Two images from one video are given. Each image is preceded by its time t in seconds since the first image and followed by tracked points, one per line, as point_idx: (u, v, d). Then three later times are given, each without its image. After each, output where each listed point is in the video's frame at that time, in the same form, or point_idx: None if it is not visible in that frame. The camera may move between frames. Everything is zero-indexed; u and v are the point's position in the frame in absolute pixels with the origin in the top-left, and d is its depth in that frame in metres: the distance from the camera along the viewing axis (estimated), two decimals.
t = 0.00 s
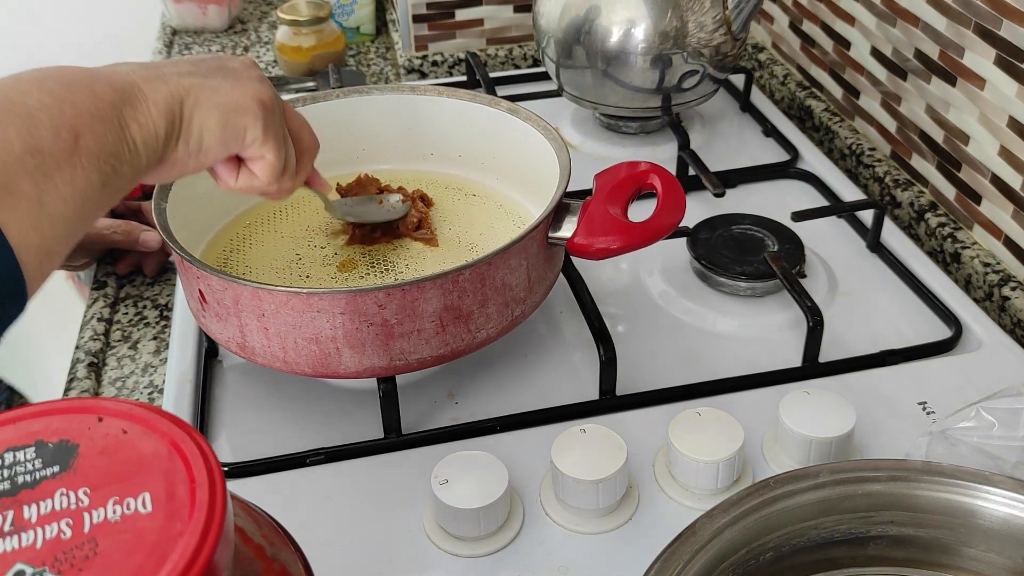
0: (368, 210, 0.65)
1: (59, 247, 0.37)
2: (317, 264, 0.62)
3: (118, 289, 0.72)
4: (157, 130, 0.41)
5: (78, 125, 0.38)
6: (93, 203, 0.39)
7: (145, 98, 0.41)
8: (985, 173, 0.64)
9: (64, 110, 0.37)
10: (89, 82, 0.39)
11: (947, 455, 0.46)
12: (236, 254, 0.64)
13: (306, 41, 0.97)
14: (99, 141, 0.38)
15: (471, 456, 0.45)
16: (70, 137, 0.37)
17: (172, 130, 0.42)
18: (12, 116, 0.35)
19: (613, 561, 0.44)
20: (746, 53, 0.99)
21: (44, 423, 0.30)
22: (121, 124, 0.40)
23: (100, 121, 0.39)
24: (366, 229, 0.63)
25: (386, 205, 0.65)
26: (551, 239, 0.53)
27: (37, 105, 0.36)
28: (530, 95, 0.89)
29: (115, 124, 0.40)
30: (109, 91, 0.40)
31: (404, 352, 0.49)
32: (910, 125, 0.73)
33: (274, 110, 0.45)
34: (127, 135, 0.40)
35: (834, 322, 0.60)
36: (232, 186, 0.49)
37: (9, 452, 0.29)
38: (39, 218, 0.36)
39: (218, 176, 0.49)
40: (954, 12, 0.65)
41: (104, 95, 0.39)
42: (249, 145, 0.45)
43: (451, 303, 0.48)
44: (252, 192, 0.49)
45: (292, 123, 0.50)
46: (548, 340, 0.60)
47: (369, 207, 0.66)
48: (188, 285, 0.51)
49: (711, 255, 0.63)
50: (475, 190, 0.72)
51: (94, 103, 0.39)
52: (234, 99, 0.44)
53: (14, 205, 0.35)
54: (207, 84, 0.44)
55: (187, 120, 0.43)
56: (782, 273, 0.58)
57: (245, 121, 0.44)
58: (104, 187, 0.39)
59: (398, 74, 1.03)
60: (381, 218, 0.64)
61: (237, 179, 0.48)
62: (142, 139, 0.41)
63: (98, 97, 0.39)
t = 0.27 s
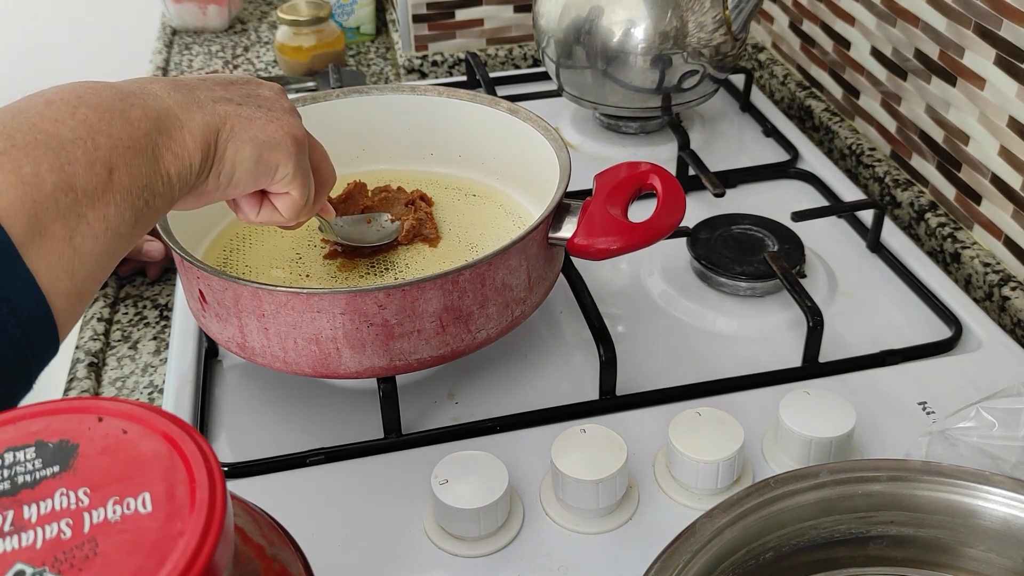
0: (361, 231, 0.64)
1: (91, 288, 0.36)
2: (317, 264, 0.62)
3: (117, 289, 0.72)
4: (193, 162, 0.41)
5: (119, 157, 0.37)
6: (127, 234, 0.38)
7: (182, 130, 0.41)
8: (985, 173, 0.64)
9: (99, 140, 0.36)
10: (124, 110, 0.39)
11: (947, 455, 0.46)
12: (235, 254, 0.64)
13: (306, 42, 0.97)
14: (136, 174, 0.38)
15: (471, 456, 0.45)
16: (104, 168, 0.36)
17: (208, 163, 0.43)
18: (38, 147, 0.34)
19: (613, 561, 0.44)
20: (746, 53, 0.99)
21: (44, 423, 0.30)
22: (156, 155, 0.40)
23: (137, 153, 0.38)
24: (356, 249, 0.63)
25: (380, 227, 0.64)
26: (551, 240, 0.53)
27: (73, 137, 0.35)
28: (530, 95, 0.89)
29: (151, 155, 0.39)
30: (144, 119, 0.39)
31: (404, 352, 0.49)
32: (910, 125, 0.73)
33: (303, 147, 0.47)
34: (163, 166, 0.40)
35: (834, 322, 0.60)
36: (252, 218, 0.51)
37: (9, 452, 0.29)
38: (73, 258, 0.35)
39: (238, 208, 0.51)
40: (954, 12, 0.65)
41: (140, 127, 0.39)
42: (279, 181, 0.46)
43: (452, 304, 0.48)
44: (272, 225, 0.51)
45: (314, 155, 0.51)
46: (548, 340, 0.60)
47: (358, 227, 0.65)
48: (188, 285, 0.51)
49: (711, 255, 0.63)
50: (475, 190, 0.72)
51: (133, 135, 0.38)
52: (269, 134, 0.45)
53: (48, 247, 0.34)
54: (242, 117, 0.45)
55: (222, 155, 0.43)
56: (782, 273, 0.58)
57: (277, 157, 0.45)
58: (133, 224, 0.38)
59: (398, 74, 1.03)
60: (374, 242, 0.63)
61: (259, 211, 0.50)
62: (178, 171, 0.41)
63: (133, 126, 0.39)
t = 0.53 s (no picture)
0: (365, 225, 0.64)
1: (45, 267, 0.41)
2: (317, 264, 0.62)
3: (118, 288, 0.72)
4: (144, 164, 0.44)
5: (69, 156, 0.41)
6: (81, 231, 0.42)
7: (136, 134, 0.44)
8: (985, 173, 0.64)
9: (60, 141, 0.41)
10: (88, 113, 0.42)
11: (947, 455, 0.46)
12: (235, 254, 0.64)
13: (306, 41, 0.97)
14: (84, 172, 0.41)
15: (471, 456, 0.45)
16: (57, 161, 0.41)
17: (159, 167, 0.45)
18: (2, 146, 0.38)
19: (613, 561, 0.44)
20: (746, 53, 0.99)
21: (44, 422, 0.30)
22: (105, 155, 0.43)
23: (91, 151, 0.42)
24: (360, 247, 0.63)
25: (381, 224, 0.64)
26: (551, 240, 0.53)
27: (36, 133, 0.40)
28: (530, 95, 0.89)
29: (101, 155, 0.42)
30: (100, 121, 0.43)
31: (404, 352, 0.49)
32: (910, 125, 0.73)
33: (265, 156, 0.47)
34: (112, 166, 0.43)
35: (834, 322, 0.60)
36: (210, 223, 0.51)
37: (9, 452, 0.29)
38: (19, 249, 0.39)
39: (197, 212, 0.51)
40: (954, 12, 0.65)
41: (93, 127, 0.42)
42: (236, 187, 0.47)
43: (452, 304, 0.48)
44: (230, 230, 0.51)
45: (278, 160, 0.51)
46: (549, 341, 0.60)
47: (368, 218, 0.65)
48: (188, 285, 0.51)
49: (711, 255, 0.63)
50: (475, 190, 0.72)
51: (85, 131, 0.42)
52: (225, 140, 0.46)
53: None
54: (201, 127, 0.46)
55: (176, 158, 0.45)
56: (782, 273, 0.58)
57: (233, 163, 0.46)
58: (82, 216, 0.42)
59: (398, 74, 1.03)
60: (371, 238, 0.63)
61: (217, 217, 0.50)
62: (127, 172, 0.43)
63: (89, 130, 0.42)
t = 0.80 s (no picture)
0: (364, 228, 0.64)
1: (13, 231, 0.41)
2: (317, 264, 0.62)
3: (118, 288, 0.72)
4: (118, 142, 0.41)
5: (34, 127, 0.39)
6: (30, 204, 0.40)
7: (113, 111, 0.42)
8: (985, 173, 0.64)
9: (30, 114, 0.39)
10: (60, 87, 0.40)
11: (947, 455, 0.46)
12: (235, 254, 0.64)
13: (305, 41, 0.97)
14: (48, 141, 0.39)
15: (471, 456, 0.45)
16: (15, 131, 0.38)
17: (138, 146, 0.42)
18: None
19: (613, 561, 0.44)
20: (746, 53, 0.99)
21: (44, 423, 0.30)
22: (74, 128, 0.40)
23: (61, 122, 0.40)
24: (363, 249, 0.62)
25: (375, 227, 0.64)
26: (550, 239, 0.53)
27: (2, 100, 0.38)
28: (530, 95, 0.89)
29: (70, 128, 0.40)
30: (72, 95, 0.41)
31: (404, 351, 0.49)
32: (910, 125, 0.73)
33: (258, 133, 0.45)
34: (82, 139, 0.41)
35: (834, 322, 0.60)
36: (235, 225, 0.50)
37: (9, 453, 0.29)
38: None
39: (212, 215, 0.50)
40: (954, 12, 0.65)
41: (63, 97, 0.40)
42: (226, 167, 0.44)
43: (451, 303, 0.48)
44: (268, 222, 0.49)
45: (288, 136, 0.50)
46: (549, 341, 0.60)
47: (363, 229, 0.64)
48: (188, 285, 0.51)
49: (711, 255, 0.63)
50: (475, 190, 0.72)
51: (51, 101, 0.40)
52: (208, 119, 0.43)
53: None
54: (186, 105, 0.43)
55: (157, 138, 0.43)
56: (782, 273, 0.58)
57: (219, 140, 0.43)
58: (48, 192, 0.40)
59: (398, 74, 1.03)
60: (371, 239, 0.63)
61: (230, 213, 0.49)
62: (98, 149, 0.41)
63: (59, 102, 0.40)
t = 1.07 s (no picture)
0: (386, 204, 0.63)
1: None
2: (318, 264, 0.62)
3: (117, 287, 0.72)
4: (87, 92, 0.44)
5: (33, 96, 0.43)
6: (16, 165, 0.45)
7: (76, 65, 0.44)
8: (985, 173, 0.64)
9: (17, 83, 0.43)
10: (31, 52, 0.44)
11: (947, 455, 0.46)
12: (235, 254, 0.64)
13: (305, 41, 0.97)
14: (22, 103, 0.43)
15: (471, 456, 0.45)
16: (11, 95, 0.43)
17: (106, 95, 0.44)
18: None
19: (613, 561, 0.44)
20: (746, 53, 0.99)
21: (45, 423, 0.30)
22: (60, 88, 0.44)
23: (30, 84, 0.43)
24: (371, 233, 0.61)
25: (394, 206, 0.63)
26: (550, 239, 0.53)
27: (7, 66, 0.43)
28: (530, 95, 0.89)
29: (37, 87, 0.43)
30: (40, 60, 0.44)
31: (404, 351, 0.49)
32: (911, 125, 0.73)
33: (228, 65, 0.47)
34: (52, 97, 0.44)
35: (834, 322, 0.60)
36: (213, 150, 0.48)
37: (9, 453, 0.29)
38: None
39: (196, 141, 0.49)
40: (954, 12, 0.65)
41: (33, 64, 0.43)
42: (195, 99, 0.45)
43: (451, 303, 0.48)
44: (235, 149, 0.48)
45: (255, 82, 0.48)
46: (549, 340, 0.60)
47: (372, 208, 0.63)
48: (188, 285, 0.51)
49: (711, 255, 0.63)
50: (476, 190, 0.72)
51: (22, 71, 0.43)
52: (171, 56, 0.45)
53: None
54: (148, 49, 0.46)
55: (120, 82, 0.45)
56: (782, 273, 0.58)
57: (184, 72, 0.45)
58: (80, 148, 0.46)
59: (398, 74, 1.03)
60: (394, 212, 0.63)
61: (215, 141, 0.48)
62: (69, 102, 0.44)
63: (24, 64, 0.43)
